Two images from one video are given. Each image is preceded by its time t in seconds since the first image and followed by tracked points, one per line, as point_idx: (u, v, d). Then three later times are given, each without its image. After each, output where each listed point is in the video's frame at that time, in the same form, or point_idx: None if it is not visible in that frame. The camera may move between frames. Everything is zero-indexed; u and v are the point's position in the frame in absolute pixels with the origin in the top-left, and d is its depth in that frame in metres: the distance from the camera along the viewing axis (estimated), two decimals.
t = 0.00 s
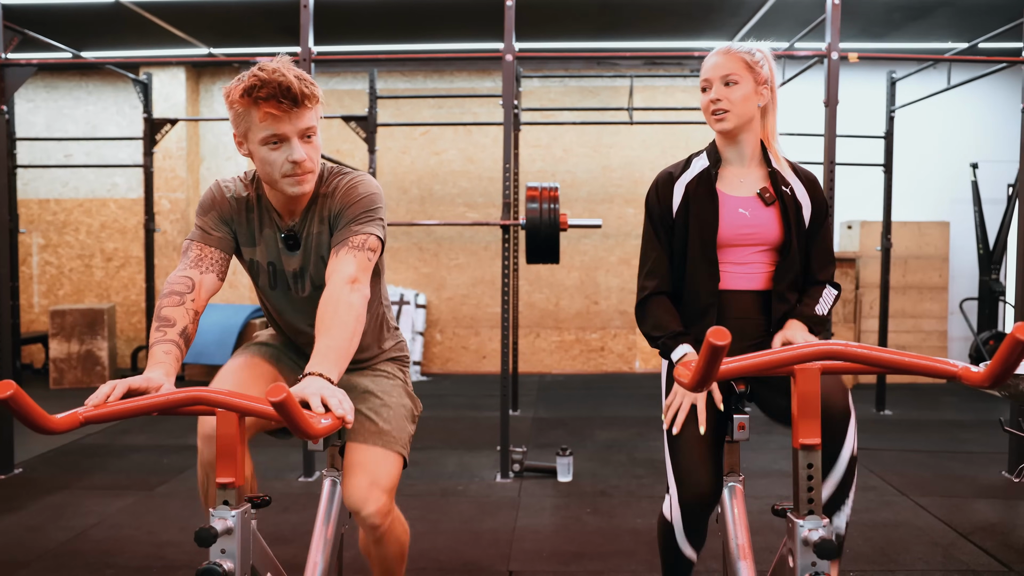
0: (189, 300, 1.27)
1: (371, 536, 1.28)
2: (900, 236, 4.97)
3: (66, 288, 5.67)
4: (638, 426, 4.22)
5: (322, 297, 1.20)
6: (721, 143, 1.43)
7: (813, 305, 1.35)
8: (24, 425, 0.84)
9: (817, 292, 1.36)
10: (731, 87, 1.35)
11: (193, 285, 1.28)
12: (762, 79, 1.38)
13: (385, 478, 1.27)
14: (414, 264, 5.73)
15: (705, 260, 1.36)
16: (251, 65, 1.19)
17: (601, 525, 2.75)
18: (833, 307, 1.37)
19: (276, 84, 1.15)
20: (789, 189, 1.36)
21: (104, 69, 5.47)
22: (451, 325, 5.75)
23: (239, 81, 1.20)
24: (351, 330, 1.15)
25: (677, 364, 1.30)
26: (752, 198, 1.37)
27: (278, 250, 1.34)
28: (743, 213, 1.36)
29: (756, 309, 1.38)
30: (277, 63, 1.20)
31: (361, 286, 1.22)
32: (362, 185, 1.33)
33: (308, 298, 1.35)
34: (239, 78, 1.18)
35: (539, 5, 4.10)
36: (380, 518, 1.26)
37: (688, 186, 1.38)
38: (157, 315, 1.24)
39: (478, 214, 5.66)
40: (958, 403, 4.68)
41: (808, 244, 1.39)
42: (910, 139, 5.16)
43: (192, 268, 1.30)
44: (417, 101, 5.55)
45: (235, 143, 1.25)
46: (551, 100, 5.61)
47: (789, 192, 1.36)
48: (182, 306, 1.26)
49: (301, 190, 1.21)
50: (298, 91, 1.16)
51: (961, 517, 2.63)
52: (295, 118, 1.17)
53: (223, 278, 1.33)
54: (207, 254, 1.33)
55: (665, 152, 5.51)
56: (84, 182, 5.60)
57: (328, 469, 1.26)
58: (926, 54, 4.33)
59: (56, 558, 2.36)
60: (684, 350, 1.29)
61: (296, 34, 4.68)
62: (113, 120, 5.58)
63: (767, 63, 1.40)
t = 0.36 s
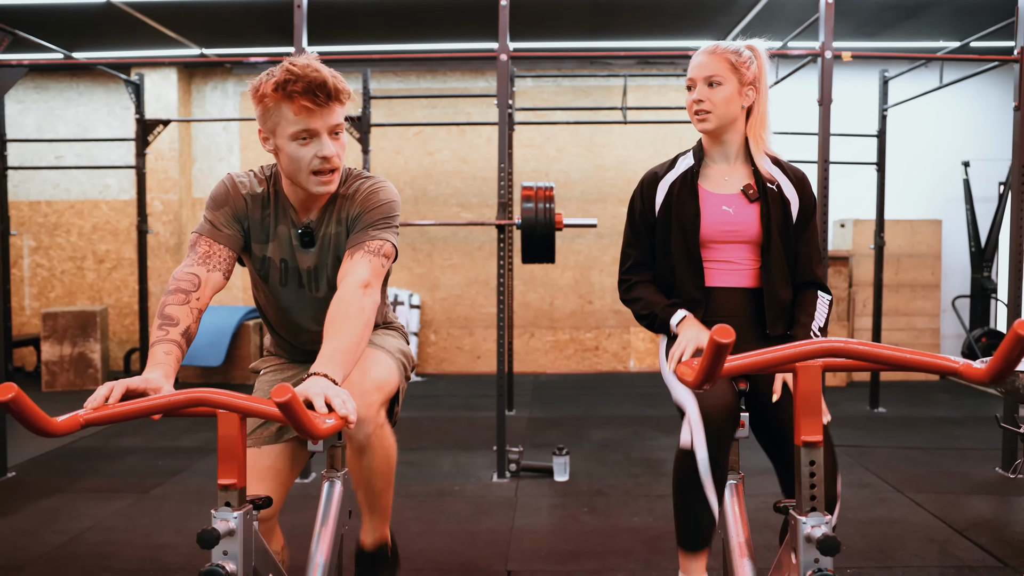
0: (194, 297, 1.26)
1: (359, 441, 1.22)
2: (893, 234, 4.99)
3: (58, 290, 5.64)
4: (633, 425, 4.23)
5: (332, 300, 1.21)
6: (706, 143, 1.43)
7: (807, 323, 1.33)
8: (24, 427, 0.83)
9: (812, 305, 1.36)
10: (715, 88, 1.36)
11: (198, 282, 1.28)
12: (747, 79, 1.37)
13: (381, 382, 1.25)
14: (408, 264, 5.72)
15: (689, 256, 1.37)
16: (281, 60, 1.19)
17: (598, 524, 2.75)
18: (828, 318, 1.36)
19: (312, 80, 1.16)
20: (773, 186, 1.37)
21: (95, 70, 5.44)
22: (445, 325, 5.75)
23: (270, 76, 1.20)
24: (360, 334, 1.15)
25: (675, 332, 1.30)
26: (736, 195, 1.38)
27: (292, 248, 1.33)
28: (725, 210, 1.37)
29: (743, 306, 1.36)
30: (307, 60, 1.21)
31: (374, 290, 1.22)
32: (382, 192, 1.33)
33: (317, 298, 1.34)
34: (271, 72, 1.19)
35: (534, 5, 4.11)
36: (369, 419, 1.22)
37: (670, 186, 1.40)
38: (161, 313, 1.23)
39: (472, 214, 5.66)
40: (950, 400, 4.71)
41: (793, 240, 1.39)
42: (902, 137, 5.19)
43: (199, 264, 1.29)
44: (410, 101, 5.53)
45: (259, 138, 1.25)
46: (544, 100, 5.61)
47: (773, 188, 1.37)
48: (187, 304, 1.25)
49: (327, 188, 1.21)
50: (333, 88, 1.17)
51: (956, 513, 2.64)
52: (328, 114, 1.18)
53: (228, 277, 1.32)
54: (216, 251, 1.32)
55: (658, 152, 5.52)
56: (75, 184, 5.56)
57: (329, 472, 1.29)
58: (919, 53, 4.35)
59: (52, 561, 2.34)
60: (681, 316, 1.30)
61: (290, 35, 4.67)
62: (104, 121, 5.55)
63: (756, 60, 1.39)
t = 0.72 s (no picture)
0: (189, 298, 1.26)
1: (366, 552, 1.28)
2: (884, 233, 5.02)
3: (46, 290, 5.59)
4: (626, 424, 4.24)
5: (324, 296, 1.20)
6: (715, 140, 1.44)
7: (807, 297, 1.36)
8: (21, 426, 0.82)
9: (811, 285, 1.37)
10: (724, 87, 1.35)
11: (193, 283, 1.27)
12: (756, 78, 1.38)
13: (381, 489, 1.28)
14: (399, 264, 5.70)
15: (702, 253, 1.37)
16: (263, 61, 1.18)
17: (593, 523, 2.75)
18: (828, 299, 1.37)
19: (296, 82, 1.16)
20: (784, 183, 1.38)
21: (84, 68, 5.39)
22: (437, 325, 5.73)
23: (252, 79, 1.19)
24: (353, 329, 1.15)
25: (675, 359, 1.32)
26: (748, 191, 1.38)
27: (282, 248, 1.33)
28: (738, 206, 1.37)
29: (751, 305, 1.39)
30: (289, 60, 1.20)
31: (364, 285, 1.21)
32: (366, 182, 1.32)
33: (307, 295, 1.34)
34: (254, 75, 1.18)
35: (528, 4, 4.10)
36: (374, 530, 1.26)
37: (682, 181, 1.39)
38: (156, 314, 1.23)
39: (464, 213, 5.65)
40: (940, 399, 4.75)
41: (802, 238, 1.40)
42: (892, 137, 5.21)
43: (192, 266, 1.29)
44: (402, 100, 5.51)
45: (241, 140, 1.24)
46: (537, 99, 5.60)
47: (784, 186, 1.37)
48: (182, 304, 1.25)
49: (315, 187, 1.21)
50: (319, 91, 1.17)
51: (947, 511, 2.66)
52: (313, 117, 1.18)
53: (224, 276, 1.32)
54: (208, 252, 1.31)
55: (650, 151, 5.53)
56: (63, 183, 5.51)
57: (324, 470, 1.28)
58: (910, 53, 4.37)
59: (44, 563, 2.32)
60: (682, 346, 1.31)
61: (281, 33, 4.64)
62: (93, 120, 5.50)
63: (762, 61, 1.41)
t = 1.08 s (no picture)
0: (184, 295, 1.25)
1: (371, 482, 1.25)
2: (873, 231, 5.06)
3: (31, 288, 5.53)
4: (618, 421, 4.24)
5: (324, 296, 1.20)
6: (701, 138, 1.44)
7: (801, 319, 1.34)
8: (15, 424, 0.81)
9: (806, 294, 1.36)
10: (709, 83, 1.36)
11: (189, 280, 1.26)
12: (741, 75, 1.38)
13: (387, 421, 1.27)
14: (390, 261, 5.68)
15: (685, 250, 1.38)
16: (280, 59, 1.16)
17: (586, 521, 2.75)
18: (824, 311, 1.36)
19: (318, 84, 1.15)
20: (768, 179, 1.38)
21: (70, 63, 5.32)
22: (427, 322, 5.72)
23: (266, 76, 1.17)
24: (352, 329, 1.14)
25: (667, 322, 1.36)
26: (731, 188, 1.39)
27: (281, 246, 1.31)
28: (720, 203, 1.38)
29: (739, 302, 1.38)
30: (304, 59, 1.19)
31: (364, 286, 1.21)
32: (369, 184, 1.32)
33: (303, 295, 1.32)
34: (270, 73, 1.16)
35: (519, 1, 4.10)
36: (380, 462, 1.24)
37: (665, 180, 1.41)
38: (151, 310, 1.22)
39: (455, 211, 5.63)
40: (929, 395, 4.79)
41: (790, 234, 1.39)
42: (881, 135, 5.24)
43: (188, 262, 1.27)
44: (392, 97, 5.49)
45: (251, 137, 1.22)
46: (527, 96, 5.59)
47: (767, 181, 1.37)
48: (177, 302, 1.24)
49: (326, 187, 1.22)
50: (339, 93, 1.17)
51: (938, 506, 2.68)
52: (331, 119, 1.18)
53: (219, 274, 1.31)
54: (204, 248, 1.30)
55: (641, 149, 5.54)
56: (49, 180, 5.44)
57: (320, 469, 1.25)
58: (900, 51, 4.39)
59: (32, 564, 2.30)
60: (675, 308, 1.34)
61: (270, 29, 4.60)
62: (79, 116, 5.44)
63: (750, 56, 1.40)
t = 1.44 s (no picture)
0: (173, 291, 1.23)
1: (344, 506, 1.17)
2: (856, 231, 5.11)
3: (8, 286, 5.43)
4: (603, 420, 4.25)
5: (317, 293, 1.19)
6: (702, 138, 1.44)
7: (791, 293, 1.35)
8: None
9: (797, 281, 1.37)
10: (711, 85, 1.35)
11: (178, 276, 1.24)
12: (741, 75, 1.38)
13: (364, 434, 1.21)
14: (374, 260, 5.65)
15: (686, 250, 1.37)
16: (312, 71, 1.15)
17: (572, 519, 2.75)
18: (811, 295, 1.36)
19: (352, 100, 1.16)
20: (768, 180, 1.39)
21: (49, 57, 5.23)
22: (411, 321, 5.70)
23: (296, 87, 1.14)
24: (346, 327, 1.13)
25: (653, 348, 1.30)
26: (733, 189, 1.39)
27: (276, 245, 1.30)
28: (722, 204, 1.38)
29: (736, 300, 1.39)
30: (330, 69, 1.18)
31: (357, 283, 1.20)
32: (364, 181, 1.32)
33: (298, 294, 1.30)
34: (305, 87, 1.14)
35: None
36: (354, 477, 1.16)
37: (668, 179, 1.40)
38: (138, 307, 1.20)
39: (440, 209, 5.61)
40: (909, 394, 4.85)
41: (788, 235, 1.41)
42: (864, 136, 5.30)
43: (177, 257, 1.25)
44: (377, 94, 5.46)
45: (269, 145, 1.19)
46: (513, 95, 5.58)
47: (768, 183, 1.38)
48: (165, 299, 1.22)
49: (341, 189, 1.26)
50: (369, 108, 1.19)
51: (920, 503, 2.71)
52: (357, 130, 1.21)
53: (208, 270, 1.29)
54: (194, 244, 1.27)
55: (626, 148, 5.55)
56: (26, 175, 5.34)
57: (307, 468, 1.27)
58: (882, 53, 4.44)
59: (10, 566, 2.26)
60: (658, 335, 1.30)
61: (254, 24, 4.55)
62: (58, 111, 5.35)
63: (749, 56, 1.40)
